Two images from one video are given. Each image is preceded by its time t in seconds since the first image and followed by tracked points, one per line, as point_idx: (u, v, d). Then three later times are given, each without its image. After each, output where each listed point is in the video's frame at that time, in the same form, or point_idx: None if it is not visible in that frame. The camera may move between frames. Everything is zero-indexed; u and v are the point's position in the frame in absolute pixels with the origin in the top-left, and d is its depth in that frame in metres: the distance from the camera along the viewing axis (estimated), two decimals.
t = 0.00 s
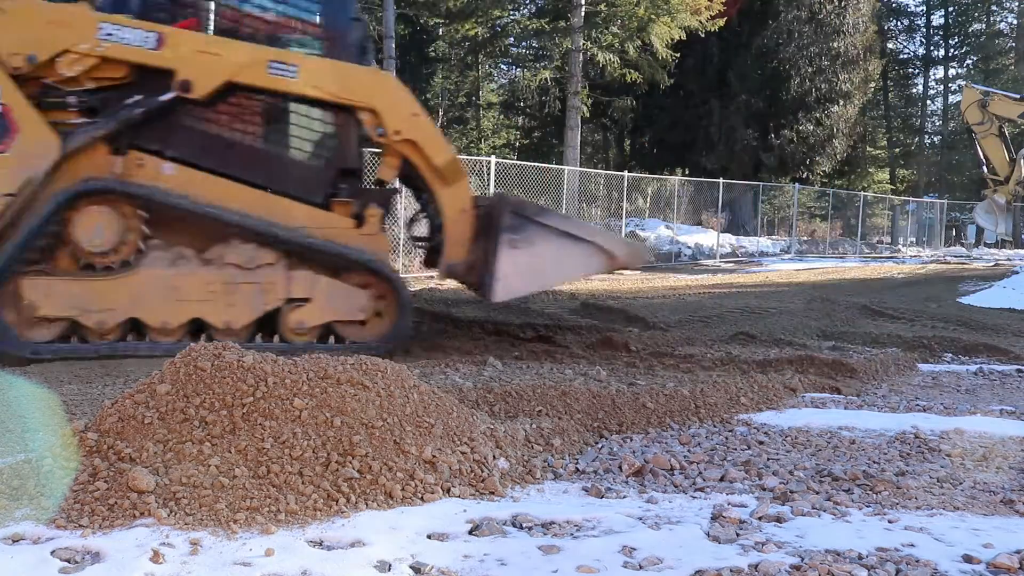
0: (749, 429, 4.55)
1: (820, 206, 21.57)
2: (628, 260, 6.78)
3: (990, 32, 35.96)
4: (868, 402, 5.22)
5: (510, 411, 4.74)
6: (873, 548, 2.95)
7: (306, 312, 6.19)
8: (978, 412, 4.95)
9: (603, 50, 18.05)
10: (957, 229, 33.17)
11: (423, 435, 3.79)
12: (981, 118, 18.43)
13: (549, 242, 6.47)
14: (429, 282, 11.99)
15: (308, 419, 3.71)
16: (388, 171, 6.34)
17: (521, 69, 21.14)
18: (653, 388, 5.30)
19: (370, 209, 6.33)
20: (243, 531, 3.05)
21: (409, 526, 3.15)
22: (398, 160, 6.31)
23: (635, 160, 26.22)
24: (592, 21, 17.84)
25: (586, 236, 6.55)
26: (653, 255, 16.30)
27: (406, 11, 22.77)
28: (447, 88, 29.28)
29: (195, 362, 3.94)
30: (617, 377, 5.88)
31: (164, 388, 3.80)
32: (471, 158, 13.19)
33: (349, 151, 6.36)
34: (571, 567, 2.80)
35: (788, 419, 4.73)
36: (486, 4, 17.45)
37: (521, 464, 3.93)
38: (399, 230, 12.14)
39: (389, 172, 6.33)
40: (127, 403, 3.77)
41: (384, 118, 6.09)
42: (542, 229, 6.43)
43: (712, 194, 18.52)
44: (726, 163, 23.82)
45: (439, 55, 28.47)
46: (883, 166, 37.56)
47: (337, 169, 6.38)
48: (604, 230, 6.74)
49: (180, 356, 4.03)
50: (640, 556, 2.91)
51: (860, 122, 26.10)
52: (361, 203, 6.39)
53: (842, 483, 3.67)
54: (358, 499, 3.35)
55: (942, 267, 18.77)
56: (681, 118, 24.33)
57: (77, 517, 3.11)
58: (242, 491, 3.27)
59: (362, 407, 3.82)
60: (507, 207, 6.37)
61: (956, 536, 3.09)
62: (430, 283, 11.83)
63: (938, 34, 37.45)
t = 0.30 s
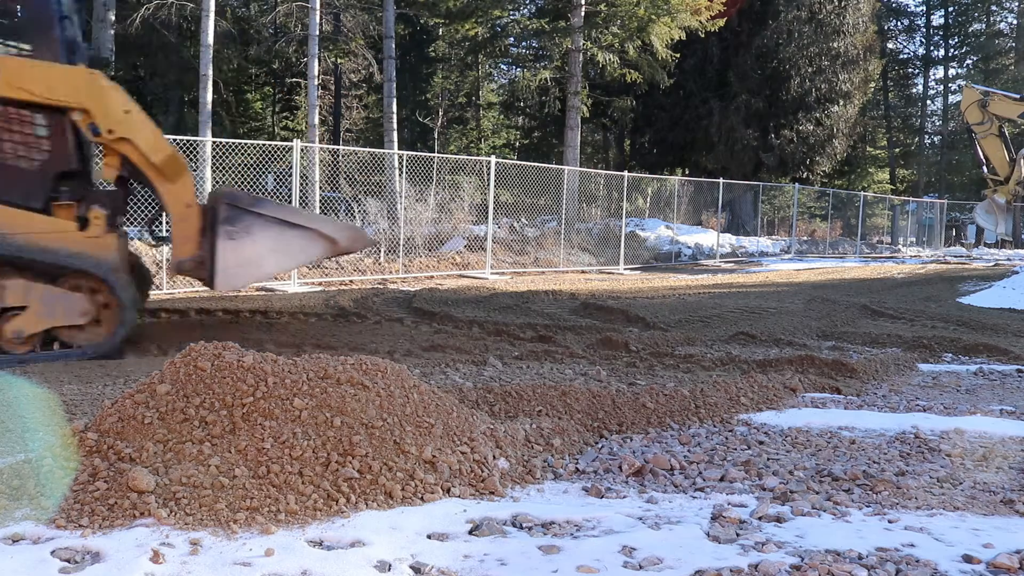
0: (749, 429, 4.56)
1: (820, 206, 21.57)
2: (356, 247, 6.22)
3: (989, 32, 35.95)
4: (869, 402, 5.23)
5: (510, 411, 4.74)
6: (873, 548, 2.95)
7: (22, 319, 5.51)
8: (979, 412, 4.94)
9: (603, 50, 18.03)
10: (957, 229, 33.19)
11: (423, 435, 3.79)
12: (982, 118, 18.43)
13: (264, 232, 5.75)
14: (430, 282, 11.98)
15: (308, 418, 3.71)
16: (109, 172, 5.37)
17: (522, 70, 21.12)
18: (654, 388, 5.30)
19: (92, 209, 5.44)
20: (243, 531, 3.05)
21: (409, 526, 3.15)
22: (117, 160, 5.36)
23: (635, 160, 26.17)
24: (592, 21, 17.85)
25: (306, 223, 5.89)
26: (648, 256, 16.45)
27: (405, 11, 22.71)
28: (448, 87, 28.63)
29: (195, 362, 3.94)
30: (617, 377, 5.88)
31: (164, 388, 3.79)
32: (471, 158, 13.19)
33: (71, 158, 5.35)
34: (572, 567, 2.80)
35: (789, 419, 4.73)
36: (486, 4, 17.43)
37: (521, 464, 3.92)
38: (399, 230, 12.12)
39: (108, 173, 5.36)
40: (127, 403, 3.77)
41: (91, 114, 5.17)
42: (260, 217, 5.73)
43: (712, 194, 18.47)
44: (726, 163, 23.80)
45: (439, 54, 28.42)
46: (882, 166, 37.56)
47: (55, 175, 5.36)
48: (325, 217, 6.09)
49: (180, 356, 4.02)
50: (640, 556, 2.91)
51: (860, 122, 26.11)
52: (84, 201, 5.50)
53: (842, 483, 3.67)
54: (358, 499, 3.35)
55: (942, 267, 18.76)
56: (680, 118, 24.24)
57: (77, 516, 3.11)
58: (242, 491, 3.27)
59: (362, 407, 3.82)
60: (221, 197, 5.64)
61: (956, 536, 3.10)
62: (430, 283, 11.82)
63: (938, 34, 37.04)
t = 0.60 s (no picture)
0: (749, 429, 4.56)
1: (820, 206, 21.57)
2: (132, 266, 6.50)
3: (989, 32, 35.94)
4: (869, 402, 5.23)
5: (510, 411, 4.73)
6: (873, 548, 2.95)
7: None
8: (979, 412, 4.94)
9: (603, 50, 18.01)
10: (957, 229, 33.20)
11: (423, 435, 3.79)
12: (982, 118, 18.44)
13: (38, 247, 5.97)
14: (430, 282, 11.98)
15: (308, 418, 3.71)
16: None
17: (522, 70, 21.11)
18: (654, 388, 5.30)
19: None
20: (243, 531, 3.05)
21: (409, 526, 3.15)
22: None
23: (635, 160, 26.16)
24: (592, 21, 17.84)
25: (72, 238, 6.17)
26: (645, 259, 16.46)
27: (405, 11, 22.56)
28: (449, 88, 28.18)
29: (195, 362, 3.93)
30: (618, 377, 5.88)
31: (164, 388, 3.79)
32: (471, 158, 13.19)
33: None
34: (572, 567, 2.80)
35: (789, 419, 4.73)
36: (486, 4, 17.41)
37: (521, 464, 3.93)
38: (399, 230, 12.12)
39: None
40: (127, 404, 3.77)
41: None
42: (36, 234, 5.93)
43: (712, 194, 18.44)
44: (726, 163, 23.78)
45: (439, 54, 28.39)
46: (883, 166, 37.55)
47: None
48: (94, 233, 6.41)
49: (180, 356, 4.02)
50: (641, 556, 2.91)
51: (860, 122, 26.12)
52: None
53: (842, 483, 3.67)
54: (358, 499, 3.35)
55: (943, 267, 18.76)
56: (680, 118, 24.24)
57: (77, 517, 3.10)
58: (242, 491, 3.27)
59: (362, 407, 3.82)
60: None
61: (956, 536, 3.10)
62: (430, 283, 11.81)
63: (938, 33, 37.02)
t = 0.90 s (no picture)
0: (749, 429, 4.56)
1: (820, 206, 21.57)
2: None
3: (989, 32, 35.92)
4: (869, 402, 5.23)
5: (510, 411, 4.73)
6: (873, 548, 2.95)
7: None
8: (978, 412, 4.94)
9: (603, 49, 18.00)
10: (958, 229, 33.17)
11: (423, 435, 3.79)
12: (982, 118, 18.45)
13: None
14: (430, 281, 11.97)
15: (308, 418, 3.71)
16: None
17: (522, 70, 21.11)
18: (655, 389, 5.29)
19: None
20: (243, 531, 3.05)
21: (408, 526, 3.15)
22: None
23: (634, 160, 26.16)
24: (592, 21, 17.84)
25: None
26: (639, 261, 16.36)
27: (405, 11, 22.60)
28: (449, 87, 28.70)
29: (195, 362, 3.93)
30: (618, 378, 5.88)
31: (164, 388, 3.79)
32: (471, 158, 13.19)
33: None
34: (571, 567, 2.80)
35: (789, 419, 4.73)
36: (486, 4, 17.41)
37: (521, 464, 3.93)
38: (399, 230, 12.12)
39: None
40: (127, 404, 3.77)
41: None
42: None
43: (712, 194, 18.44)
44: (726, 163, 23.79)
45: (439, 54, 28.38)
46: (883, 166, 37.54)
47: None
48: None
49: (180, 356, 4.02)
50: (641, 556, 2.91)
51: (860, 122, 26.11)
52: None
53: (842, 483, 3.67)
54: (358, 499, 3.35)
55: (943, 267, 18.75)
56: (680, 118, 24.24)
57: (77, 516, 3.10)
58: (242, 491, 3.27)
59: (362, 407, 3.82)
60: None
61: (956, 536, 3.10)
62: (430, 283, 11.80)
63: (938, 33, 37.01)
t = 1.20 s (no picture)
0: (749, 429, 4.56)
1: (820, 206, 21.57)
2: None
3: (989, 32, 35.93)
4: (869, 402, 5.23)
5: (510, 411, 4.74)
6: (873, 548, 2.95)
7: None
8: (978, 412, 4.94)
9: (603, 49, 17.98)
10: (958, 229, 33.18)
11: (423, 435, 3.79)
12: (982, 118, 18.45)
13: None
14: (430, 281, 11.96)
15: (308, 418, 3.71)
16: None
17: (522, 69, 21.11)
18: (654, 389, 5.30)
19: None
20: (243, 531, 3.05)
21: (408, 526, 3.15)
22: None
23: (634, 160, 26.16)
24: (592, 22, 17.85)
25: None
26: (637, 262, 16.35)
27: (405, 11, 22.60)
28: (448, 87, 28.53)
29: (195, 361, 3.93)
30: (618, 378, 5.88)
31: (164, 388, 3.79)
32: (471, 158, 13.19)
33: None
34: (572, 567, 2.80)
35: (788, 419, 4.73)
36: (486, 4, 17.41)
37: (521, 464, 3.93)
38: (399, 229, 12.12)
39: None
40: (127, 404, 3.77)
41: None
42: None
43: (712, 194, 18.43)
44: (726, 163, 23.80)
45: (439, 54, 28.38)
46: (883, 166, 37.53)
47: None
48: None
49: (180, 356, 4.02)
50: (641, 556, 2.91)
51: (860, 122, 26.12)
52: None
53: (842, 483, 3.67)
54: (358, 499, 3.35)
55: (943, 267, 18.74)
56: (680, 118, 24.23)
57: (77, 516, 3.10)
58: (242, 491, 3.27)
59: (362, 407, 3.82)
60: None
61: (956, 536, 3.10)
62: (431, 282, 11.80)
63: (938, 34, 37.04)
